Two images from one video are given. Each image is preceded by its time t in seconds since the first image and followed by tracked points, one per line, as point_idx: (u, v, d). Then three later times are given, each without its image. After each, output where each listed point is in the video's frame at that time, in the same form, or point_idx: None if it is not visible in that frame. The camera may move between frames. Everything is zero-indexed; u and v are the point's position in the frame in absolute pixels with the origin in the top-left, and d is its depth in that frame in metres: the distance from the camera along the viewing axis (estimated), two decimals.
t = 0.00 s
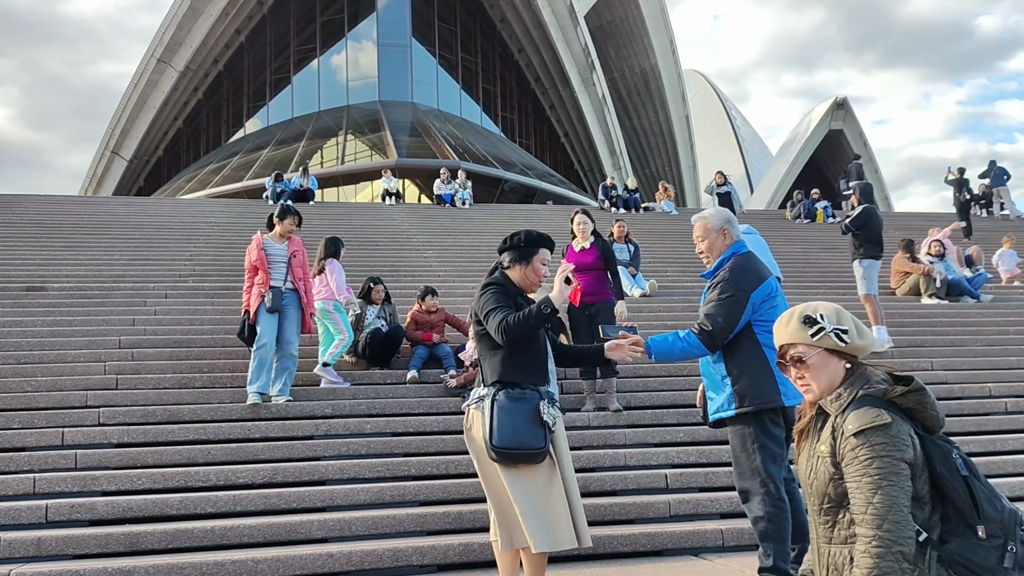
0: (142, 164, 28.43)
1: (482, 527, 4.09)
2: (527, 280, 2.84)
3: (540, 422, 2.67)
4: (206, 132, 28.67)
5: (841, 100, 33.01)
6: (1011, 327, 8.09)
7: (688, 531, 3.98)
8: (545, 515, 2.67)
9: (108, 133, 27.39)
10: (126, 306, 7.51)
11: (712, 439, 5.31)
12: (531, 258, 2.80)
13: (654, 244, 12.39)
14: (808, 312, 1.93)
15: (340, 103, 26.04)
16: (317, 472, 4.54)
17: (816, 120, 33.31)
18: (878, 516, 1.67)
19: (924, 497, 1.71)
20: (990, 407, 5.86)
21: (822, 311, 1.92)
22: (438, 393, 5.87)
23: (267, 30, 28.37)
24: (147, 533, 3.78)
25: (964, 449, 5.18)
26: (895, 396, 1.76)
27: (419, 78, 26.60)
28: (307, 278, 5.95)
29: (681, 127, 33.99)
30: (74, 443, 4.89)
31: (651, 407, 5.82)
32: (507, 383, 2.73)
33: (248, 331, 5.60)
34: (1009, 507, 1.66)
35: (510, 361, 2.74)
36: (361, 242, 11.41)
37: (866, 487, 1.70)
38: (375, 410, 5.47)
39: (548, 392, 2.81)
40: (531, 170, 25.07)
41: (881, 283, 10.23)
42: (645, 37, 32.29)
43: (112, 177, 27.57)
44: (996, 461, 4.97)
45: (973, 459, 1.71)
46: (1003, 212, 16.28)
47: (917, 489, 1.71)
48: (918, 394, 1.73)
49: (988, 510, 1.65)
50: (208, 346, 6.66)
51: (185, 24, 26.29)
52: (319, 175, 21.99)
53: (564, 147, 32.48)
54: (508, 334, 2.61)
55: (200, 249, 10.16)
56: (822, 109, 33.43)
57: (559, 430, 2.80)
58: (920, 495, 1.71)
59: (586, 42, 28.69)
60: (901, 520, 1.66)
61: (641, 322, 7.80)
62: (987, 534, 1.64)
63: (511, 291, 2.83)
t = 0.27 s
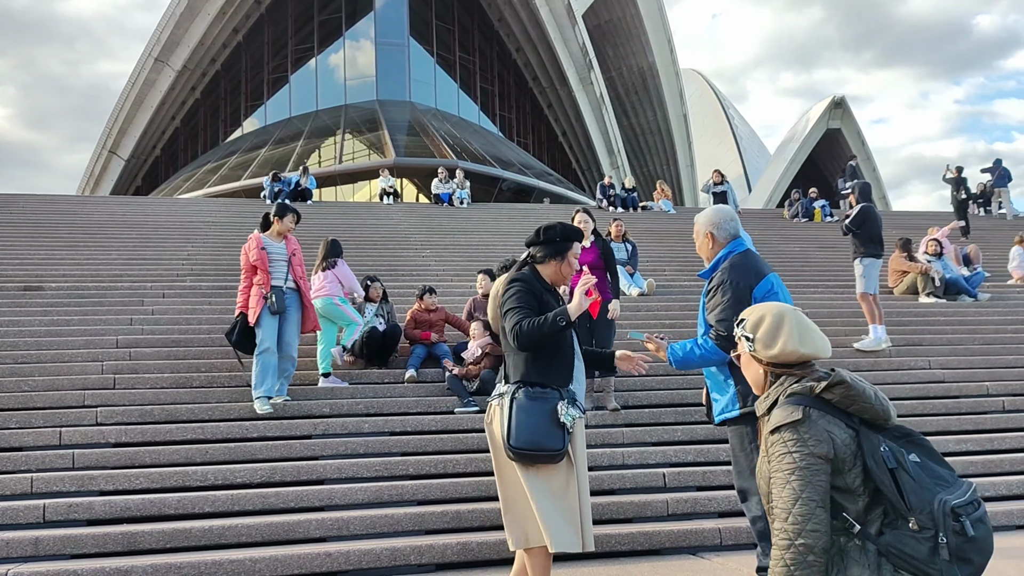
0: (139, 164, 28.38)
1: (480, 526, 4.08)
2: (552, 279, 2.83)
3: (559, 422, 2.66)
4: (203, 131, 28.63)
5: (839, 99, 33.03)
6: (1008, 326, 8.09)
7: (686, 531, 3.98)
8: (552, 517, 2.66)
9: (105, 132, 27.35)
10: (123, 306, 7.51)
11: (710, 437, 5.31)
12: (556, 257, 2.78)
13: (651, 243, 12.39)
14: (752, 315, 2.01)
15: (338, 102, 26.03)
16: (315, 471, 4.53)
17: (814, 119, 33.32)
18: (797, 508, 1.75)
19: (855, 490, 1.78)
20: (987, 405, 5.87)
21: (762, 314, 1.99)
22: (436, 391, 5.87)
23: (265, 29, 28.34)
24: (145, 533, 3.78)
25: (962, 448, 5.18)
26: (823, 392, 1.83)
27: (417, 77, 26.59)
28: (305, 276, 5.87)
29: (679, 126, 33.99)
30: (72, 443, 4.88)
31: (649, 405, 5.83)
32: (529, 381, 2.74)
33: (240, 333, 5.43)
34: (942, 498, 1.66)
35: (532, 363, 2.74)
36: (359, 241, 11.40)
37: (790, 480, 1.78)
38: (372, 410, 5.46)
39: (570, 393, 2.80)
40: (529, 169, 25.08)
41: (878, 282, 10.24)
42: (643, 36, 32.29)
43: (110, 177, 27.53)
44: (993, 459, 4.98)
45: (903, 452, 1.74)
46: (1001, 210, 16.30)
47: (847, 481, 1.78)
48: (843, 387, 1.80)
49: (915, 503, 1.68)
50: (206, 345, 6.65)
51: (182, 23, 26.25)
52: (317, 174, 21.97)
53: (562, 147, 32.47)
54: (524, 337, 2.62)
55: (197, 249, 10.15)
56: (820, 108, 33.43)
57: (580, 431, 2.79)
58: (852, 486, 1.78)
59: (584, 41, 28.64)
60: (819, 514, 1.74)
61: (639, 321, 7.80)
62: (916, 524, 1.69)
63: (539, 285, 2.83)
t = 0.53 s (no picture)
0: (137, 163, 28.36)
1: (477, 526, 4.09)
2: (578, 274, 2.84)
3: (582, 421, 2.66)
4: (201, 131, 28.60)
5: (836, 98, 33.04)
6: (1006, 325, 8.11)
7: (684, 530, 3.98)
8: (573, 518, 2.68)
9: (103, 132, 27.31)
10: (121, 306, 7.50)
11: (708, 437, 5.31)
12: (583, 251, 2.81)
13: (649, 243, 12.40)
14: (710, 321, 2.06)
15: (336, 101, 26.02)
16: (313, 471, 4.53)
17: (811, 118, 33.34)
18: (704, 503, 1.91)
19: (769, 483, 1.85)
20: (985, 404, 5.87)
21: (716, 321, 2.03)
22: (433, 391, 5.88)
23: (263, 28, 28.33)
24: (142, 533, 3.77)
25: (960, 447, 5.18)
26: (744, 394, 1.91)
27: (415, 77, 26.59)
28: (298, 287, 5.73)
29: (677, 125, 33.99)
30: (69, 443, 4.87)
31: (647, 405, 5.83)
32: (556, 380, 2.74)
33: (234, 342, 5.18)
34: (831, 486, 1.65)
35: (561, 361, 2.75)
36: (358, 241, 11.39)
37: (702, 475, 1.92)
38: (370, 409, 5.46)
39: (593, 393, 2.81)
40: (527, 168, 25.09)
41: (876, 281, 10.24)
42: (640, 36, 32.30)
43: (107, 176, 27.49)
44: (990, 459, 4.98)
45: (807, 446, 1.75)
46: (999, 210, 16.30)
47: (760, 475, 1.85)
48: (758, 389, 1.86)
49: (809, 493, 1.70)
50: (203, 345, 6.65)
51: (179, 23, 26.23)
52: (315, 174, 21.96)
53: (560, 146, 32.47)
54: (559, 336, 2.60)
55: (195, 249, 10.14)
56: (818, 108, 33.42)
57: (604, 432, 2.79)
58: (765, 481, 1.85)
59: (581, 40, 28.62)
60: (722, 506, 1.89)
61: (637, 321, 7.81)
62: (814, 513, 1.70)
63: (566, 283, 2.82)
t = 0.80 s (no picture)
0: (133, 163, 28.32)
1: (473, 525, 4.10)
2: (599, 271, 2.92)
3: (641, 414, 2.77)
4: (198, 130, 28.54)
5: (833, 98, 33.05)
6: (1002, 324, 8.13)
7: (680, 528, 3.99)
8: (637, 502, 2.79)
9: (99, 131, 27.24)
10: (117, 306, 7.49)
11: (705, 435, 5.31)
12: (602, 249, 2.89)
13: (646, 242, 12.42)
14: (659, 289, 2.14)
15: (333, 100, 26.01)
16: (310, 470, 4.53)
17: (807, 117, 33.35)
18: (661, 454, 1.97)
19: (719, 433, 1.92)
20: (981, 403, 5.88)
21: (665, 287, 2.10)
22: (431, 390, 5.89)
23: (260, 28, 28.29)
24: (139, 532, 3.77)
25: (956, 446, 5.20)
26: (699, 350, 1.98)
27: (412, 76, 26.58)
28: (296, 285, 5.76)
29: (674, 125, 33.99)
30: (66, 442, 4.87)
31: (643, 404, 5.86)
32: (602, 382, 2.82)
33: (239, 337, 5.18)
34: (778, 433, 1.77)
35: (604, 366, 2.82)
36: (354, 240, 11.40)
37: (662, 430, 1.97)
38: (368, 408, 5.47)
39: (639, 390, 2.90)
40: (524, 168, 25.08)
41: (872, 280, 10.26)
42: (637, 35, 32.31)
43: (104, 175, 27.43)
44: (986, 457, 4.99)
45: (757, 395, 1.86)
46: (996, 209, 16.33)
47: (712, 426, 1.93)
48: (713, 344, 1.95)
49: (755, 433, 1.82)
50: (200, 344, 6.64)
51: (176, 22, 26.18)
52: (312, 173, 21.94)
53: (557, 146, 32.49)
54: (602, 344, 2.64)
55: (192, 248, 10.14)
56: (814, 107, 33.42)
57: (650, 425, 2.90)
58: (717, 430, 1.92)
59: (578, 40, 28.61)
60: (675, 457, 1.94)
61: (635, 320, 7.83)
62: (760, 458, 1.81)
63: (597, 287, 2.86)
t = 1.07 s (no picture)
0: (131, 162, 28.29)
1: (472, 524, 4.10)
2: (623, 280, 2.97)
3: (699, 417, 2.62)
4: (195, 129, 28.51)
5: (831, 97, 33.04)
6: (1000, 323, 8.14)
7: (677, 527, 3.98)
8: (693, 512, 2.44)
9: (96, 130, 27.18)
10: (114, 305, 7.49)
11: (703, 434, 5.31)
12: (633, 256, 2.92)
13: (644, 241, 12.43)
14: (592, 301, 2.07)
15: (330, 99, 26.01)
16: (308, 469, 4.52)
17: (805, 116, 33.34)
18: (593, 459, 1.82)
19: (654, 441, 1.86)
20: (978, 402, 5.89)
21: (598, 301, 2.04)
22: (429, 389, 5.89)
23: (257, 27, 28.27)
24: (136, 531, 3.77)
25: (954, 445, 5.20)
26: (635, 362, 1.91)
27: (409, 75, 26.58)
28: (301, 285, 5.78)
29: (671, 124, 33.98)
30: (63, 442, 4.86)
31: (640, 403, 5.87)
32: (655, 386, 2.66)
33: (254, 336, 5.05)
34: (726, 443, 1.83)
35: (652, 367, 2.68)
36: (352, 239, 11.39)
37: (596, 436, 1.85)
38: (366, 408, 5.47)
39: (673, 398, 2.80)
40: (522, 167, 25.09)
41: (870, 280, 10.27)
42: (635, 35, 32.35)
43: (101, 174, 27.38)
44: (984, 456, 5.00)
45: (696, 405, 1.87)
46: (994, 209, 16.34)
47: (647, 434, 1.86)
48: (650, 355, 1.89)
49: (695, 441, 1.83)
50: (198, 344, 6.64)
51: (173, 21, 26.15)
52: (309, 172, 21.93)
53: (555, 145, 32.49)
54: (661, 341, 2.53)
55: (190, 247, 10.13)
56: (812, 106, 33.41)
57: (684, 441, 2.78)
58: (654, 439, 1.85)
59: (576, 39, 28.60)
60: (610, 463, 1.82)
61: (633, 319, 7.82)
62: (701, 464, 1.82)
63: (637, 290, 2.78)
